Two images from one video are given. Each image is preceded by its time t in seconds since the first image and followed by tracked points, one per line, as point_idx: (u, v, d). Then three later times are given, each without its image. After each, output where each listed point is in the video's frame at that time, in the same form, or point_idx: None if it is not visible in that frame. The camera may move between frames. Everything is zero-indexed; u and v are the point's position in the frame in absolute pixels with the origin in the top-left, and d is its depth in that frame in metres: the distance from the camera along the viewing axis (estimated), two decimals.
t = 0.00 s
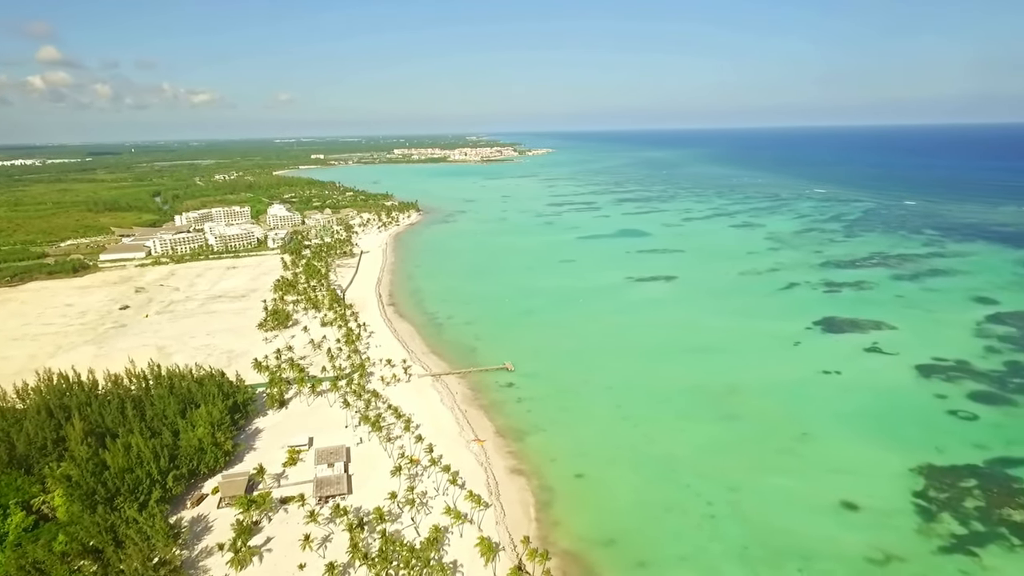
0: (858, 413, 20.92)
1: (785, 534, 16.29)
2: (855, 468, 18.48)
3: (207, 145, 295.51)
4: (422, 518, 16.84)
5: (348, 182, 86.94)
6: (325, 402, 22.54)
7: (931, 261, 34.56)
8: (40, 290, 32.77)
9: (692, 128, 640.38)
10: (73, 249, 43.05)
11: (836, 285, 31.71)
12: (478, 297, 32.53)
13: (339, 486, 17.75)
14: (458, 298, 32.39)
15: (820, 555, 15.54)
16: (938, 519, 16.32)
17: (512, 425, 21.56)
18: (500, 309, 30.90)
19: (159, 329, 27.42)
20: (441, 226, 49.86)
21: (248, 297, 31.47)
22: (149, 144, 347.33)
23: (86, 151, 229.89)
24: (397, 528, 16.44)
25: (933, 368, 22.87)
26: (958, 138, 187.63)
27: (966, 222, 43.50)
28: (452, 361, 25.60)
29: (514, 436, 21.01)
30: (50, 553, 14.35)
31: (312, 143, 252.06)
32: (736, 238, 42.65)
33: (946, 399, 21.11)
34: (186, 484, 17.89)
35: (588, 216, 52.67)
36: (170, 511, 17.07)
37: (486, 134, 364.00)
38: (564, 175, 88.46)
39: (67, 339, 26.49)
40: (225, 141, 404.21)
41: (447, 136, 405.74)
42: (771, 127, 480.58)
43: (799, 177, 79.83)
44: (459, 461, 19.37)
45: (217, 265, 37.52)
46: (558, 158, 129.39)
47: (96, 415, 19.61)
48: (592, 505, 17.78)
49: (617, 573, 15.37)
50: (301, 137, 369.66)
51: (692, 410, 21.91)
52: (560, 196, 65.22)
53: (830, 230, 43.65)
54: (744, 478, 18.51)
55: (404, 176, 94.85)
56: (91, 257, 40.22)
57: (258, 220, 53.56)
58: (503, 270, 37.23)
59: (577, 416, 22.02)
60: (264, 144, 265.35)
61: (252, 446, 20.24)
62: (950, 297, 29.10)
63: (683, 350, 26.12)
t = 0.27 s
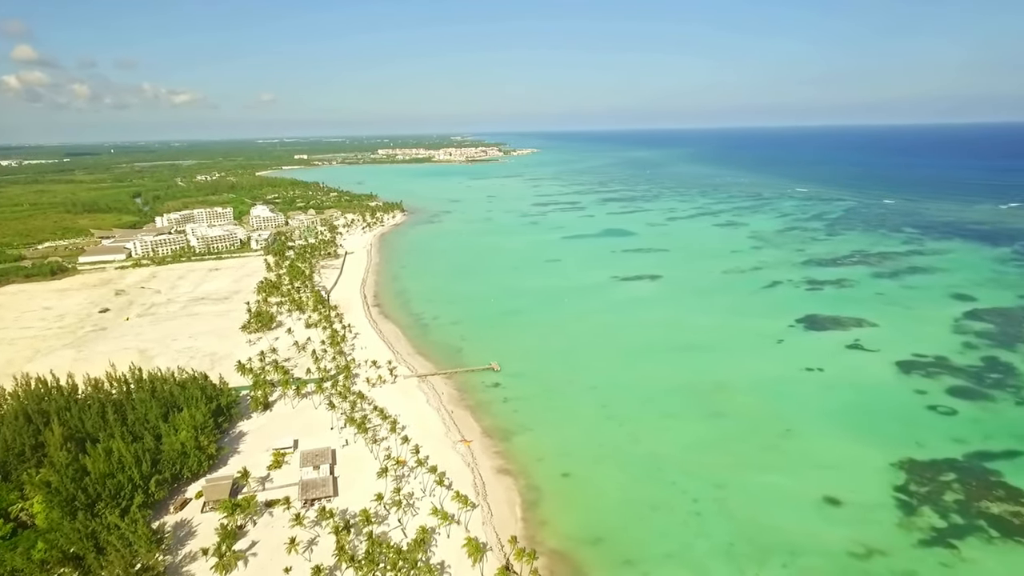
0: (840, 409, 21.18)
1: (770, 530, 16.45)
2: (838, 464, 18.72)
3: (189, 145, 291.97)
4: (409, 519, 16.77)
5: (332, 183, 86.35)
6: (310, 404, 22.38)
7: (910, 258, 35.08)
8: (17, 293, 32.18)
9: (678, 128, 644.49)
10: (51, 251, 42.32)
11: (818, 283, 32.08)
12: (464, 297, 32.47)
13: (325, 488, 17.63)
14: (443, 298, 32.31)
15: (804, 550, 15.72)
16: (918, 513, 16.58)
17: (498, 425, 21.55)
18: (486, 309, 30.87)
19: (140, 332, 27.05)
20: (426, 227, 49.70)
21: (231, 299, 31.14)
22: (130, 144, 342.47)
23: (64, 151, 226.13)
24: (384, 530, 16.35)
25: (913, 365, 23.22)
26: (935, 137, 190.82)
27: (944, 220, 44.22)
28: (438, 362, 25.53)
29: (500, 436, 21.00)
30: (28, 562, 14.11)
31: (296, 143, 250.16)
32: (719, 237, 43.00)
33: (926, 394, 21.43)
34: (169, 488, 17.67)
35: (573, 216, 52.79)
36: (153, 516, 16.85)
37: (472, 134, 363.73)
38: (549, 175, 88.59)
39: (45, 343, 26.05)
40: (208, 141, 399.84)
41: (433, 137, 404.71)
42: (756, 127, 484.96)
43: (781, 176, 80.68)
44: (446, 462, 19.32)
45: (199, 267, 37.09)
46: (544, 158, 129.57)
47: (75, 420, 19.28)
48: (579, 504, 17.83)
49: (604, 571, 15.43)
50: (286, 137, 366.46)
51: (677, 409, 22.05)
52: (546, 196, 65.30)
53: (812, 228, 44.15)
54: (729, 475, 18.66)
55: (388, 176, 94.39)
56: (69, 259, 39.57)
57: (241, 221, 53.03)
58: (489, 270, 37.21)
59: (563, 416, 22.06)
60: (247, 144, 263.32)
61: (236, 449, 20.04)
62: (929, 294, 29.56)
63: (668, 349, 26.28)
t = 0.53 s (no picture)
0: (821, 406, 21.44)
1: (754, 526, 16.60)
2: (819, 459, 18.95)
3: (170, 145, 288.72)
4: (395, 521, 16.69)
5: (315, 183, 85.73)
6: (294, 407, 22.20)
7: (889, 256, 35.60)
8: None
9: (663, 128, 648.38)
10: (27, 254, 41.57)
11: (799, 281, 32.43)
12: (449, 298, 32.40)
13: (310, 491, 17.49)
14: (428, 298, 32.21)
15: (788, 545, 15.88)
16: (898, 507, 16.83)
17: (484, 425, 21.53)
18: (471, 310, 30.83)
19: (120, 335, 26.65)
20: (410, 227, 49.53)
21: (213, 301, 30.78)
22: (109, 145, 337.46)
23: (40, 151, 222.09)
24: (369, 532, 16.26)
25: (892, 361, 23.55)
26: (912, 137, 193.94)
27: (921, 218, 44.95)
28: (423, 363, 25.44)
29: (486, 436, 20.98)
30: (5, 571, 13.80)
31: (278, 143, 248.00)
32: (702, 235, 43.33)
33: (904, 390, 21.75)
34: (150, 494, 17.41)
35: (558, 215, 52.91)
36: (134, 522, 16.60)
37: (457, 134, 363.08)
38: (533, 174, 88.68)
39: (21, 347, 25.57)
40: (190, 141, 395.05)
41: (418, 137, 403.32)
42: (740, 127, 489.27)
43: (762, 175, 81.52)
44: (432, 463, 19.25)
45: (180, 269, 36.64)
46: (524, 158, 130.05)
47: (53, 426, 18.91)
48: (565, 503, 17.87)
49: (591, 569, 15.47)
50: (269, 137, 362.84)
51: (662, 407, 22.18)
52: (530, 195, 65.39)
53: (793, 227, 44.65)
54: (713, 471, 18.81)
55: (371, 176, 93.93)
56: (46, 261, 38.88)
57: (222, 223, 52.44)
58: (474, 270, 37.14)
59: (549, 415, 22.09)
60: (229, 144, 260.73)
61: (219, 453, 19.82)
62: (907, 290, 30.01)
63: (652, 348, 26.44)
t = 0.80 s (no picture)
0: (803, 402, 21.69)
1: (738, 522, 16.75)
2: (801, 455, 19.17)
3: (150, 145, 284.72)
4: (381, 523, 16.60)
5: (297, 184, 84.99)
6: (278, 410, 21.99)
7: (868, 254, 36.12)
8: None
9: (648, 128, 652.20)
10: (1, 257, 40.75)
11: (781, 279, 32.78)
12: (433, 298, 32.29)
13: (294, 495, 17.33)
14: (413, 299, 32.07)
15: (771, 540, 16.05)
16: (879, 501, 17.07)
17: (470, 426, 21.49)
18: (456, 310, 30.77)
19: (98, 339, 26.23)
20: (394, 228, 49.31)
21: (194, 304, 30.40)
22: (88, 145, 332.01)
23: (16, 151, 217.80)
24: (354, 535, 16.15)
25: (872, 357, 23.89)
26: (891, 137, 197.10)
27: (898, 217, 45.69)
28: (408, 364, 25.34)
29: (471, 436, 20.94)
30: None
31: (261, 143, 245.67)
32: (685, 235, 43.63)
33: (884, 386, 22.07)
34: (131, 499, 17.17)
35: (542, 215, 53.00)
36: (114, 528, 16.36)
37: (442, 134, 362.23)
38: (517, 174, 88.76)
39: None
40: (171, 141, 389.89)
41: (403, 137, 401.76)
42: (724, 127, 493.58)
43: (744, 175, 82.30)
44: (417, 464, 19.18)
45: (160, 271, 36.13)
46: (508, 158, 130.04)
47: (29, 432, 18.52)
48: (551, 502, 17.89)
49: (577, 567, 15.51)
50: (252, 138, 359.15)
51: (646, 405, 22.31)
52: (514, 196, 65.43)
53: (774, 226, 45.14)
54: (698, 468, 18.96)
55: (354, 177, 93.35)
56: (21, 264, 38.15)
57: (202, 224, 51.83)
58: (459, 271, 37.06)
59: (534, 415, 22.11)
60: (210, 144, 257.75)
61: (201, 457, 19.57)
62: (885, 288, 30.47)
63: (637, 346, 26.57)
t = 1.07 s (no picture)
0: (786, 398, 21.91)
1: (723, 519, 16.86)
2: (785, 451, 19.35)
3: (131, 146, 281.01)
4: (366, 525, 16.50)
5: (279, 185, 84.27)
6: (261, 412, 21.79)
7: (848, 252, 36.59)
8: None
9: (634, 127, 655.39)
10: None
11: (763, 277, 33.10)
12: (419, 299, 32.17)
13: (278, 498, 17.17)
14: (398, 300, 31.94)
15: (755, 536, 16.19)
16: (860, 495, 17.30)
17: (456, 426, 21.45)
18: (441, 310, 30.72)
19: (77, 343, 25.80)
20: (378, 228, 49.09)
21: (175, 306, 30.02)
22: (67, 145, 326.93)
23: None
24: (340, 538, 16.04)
25: (853, 354, 24.19)
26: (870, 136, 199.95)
27: (877, 215, 46.37)
28: (393, 365, 25.23)
29: (457, 437, 20.90)
30: None
31: (245, 143, 243.68)
32: (669, 234, 43.89)
33: (865, 381, 22.36)
34: (111, 505, 16.87)
35: (526, 215, 53.08)
36: (94, 535, 16.07)
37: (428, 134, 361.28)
38: (502, 174, 88.83)
39: None
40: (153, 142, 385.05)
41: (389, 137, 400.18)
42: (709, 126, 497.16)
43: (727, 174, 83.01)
44: (403, 465, 19.09)
45: (140, 273, 35.65)
46: (492, 158, 130.01)
47: (6, 438, 18.14)
48: (538, 501, 17.91)
49: (564, 566, 15.54)
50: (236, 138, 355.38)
51: (632, 403, 22.41)
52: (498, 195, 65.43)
53: (756, 224, 45.58)
54: (683, 466, 19.08)
55: (338, 177, 92.81)
56: None
57: (183, 225, 51.23)
58: (444, 271, 37.00)
59: (521, 414, 22.10)
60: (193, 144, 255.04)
61: (183, 461, 19.32)
62: (865, 285, 30.89)
63: (622, 345, 26.68)
